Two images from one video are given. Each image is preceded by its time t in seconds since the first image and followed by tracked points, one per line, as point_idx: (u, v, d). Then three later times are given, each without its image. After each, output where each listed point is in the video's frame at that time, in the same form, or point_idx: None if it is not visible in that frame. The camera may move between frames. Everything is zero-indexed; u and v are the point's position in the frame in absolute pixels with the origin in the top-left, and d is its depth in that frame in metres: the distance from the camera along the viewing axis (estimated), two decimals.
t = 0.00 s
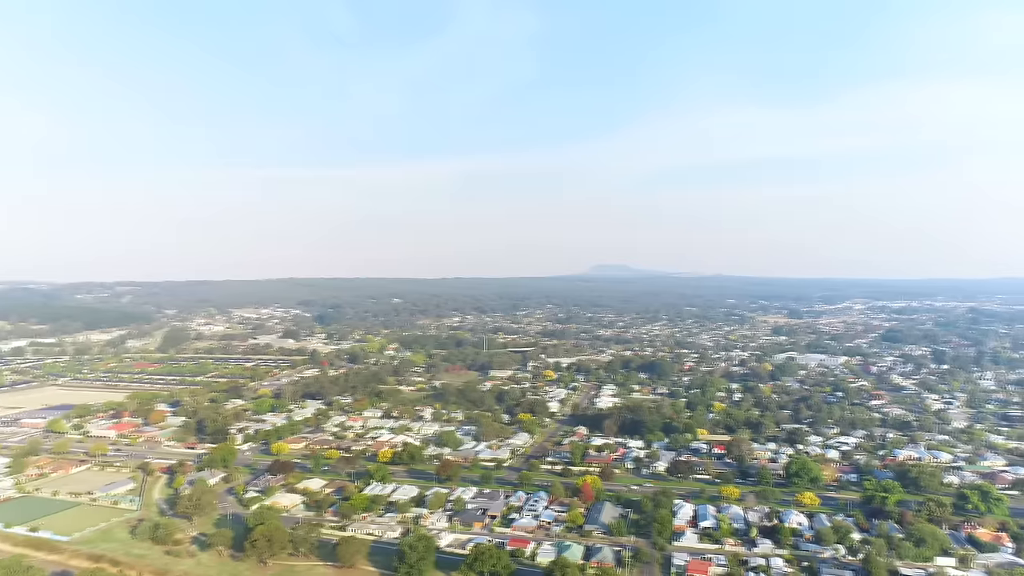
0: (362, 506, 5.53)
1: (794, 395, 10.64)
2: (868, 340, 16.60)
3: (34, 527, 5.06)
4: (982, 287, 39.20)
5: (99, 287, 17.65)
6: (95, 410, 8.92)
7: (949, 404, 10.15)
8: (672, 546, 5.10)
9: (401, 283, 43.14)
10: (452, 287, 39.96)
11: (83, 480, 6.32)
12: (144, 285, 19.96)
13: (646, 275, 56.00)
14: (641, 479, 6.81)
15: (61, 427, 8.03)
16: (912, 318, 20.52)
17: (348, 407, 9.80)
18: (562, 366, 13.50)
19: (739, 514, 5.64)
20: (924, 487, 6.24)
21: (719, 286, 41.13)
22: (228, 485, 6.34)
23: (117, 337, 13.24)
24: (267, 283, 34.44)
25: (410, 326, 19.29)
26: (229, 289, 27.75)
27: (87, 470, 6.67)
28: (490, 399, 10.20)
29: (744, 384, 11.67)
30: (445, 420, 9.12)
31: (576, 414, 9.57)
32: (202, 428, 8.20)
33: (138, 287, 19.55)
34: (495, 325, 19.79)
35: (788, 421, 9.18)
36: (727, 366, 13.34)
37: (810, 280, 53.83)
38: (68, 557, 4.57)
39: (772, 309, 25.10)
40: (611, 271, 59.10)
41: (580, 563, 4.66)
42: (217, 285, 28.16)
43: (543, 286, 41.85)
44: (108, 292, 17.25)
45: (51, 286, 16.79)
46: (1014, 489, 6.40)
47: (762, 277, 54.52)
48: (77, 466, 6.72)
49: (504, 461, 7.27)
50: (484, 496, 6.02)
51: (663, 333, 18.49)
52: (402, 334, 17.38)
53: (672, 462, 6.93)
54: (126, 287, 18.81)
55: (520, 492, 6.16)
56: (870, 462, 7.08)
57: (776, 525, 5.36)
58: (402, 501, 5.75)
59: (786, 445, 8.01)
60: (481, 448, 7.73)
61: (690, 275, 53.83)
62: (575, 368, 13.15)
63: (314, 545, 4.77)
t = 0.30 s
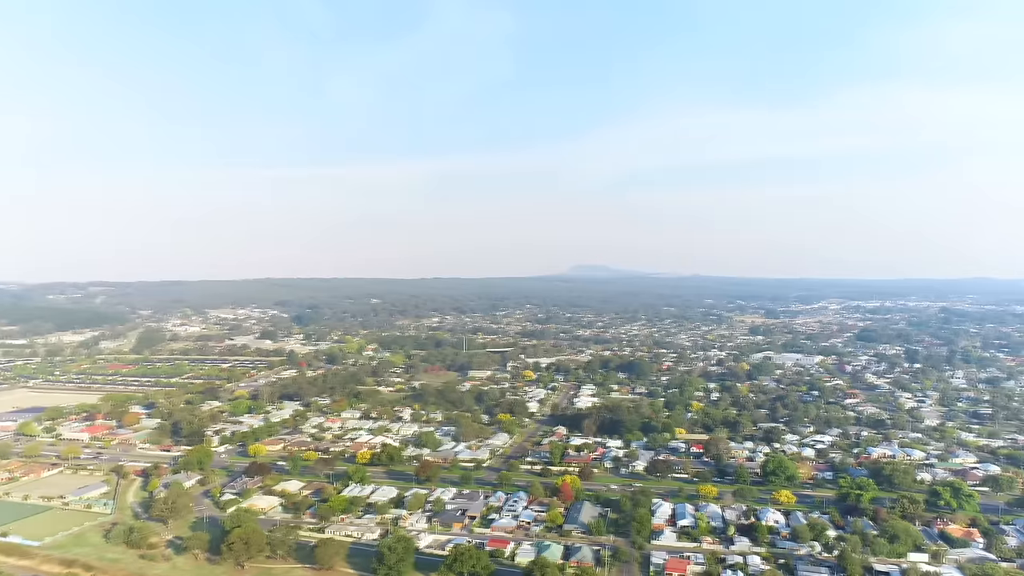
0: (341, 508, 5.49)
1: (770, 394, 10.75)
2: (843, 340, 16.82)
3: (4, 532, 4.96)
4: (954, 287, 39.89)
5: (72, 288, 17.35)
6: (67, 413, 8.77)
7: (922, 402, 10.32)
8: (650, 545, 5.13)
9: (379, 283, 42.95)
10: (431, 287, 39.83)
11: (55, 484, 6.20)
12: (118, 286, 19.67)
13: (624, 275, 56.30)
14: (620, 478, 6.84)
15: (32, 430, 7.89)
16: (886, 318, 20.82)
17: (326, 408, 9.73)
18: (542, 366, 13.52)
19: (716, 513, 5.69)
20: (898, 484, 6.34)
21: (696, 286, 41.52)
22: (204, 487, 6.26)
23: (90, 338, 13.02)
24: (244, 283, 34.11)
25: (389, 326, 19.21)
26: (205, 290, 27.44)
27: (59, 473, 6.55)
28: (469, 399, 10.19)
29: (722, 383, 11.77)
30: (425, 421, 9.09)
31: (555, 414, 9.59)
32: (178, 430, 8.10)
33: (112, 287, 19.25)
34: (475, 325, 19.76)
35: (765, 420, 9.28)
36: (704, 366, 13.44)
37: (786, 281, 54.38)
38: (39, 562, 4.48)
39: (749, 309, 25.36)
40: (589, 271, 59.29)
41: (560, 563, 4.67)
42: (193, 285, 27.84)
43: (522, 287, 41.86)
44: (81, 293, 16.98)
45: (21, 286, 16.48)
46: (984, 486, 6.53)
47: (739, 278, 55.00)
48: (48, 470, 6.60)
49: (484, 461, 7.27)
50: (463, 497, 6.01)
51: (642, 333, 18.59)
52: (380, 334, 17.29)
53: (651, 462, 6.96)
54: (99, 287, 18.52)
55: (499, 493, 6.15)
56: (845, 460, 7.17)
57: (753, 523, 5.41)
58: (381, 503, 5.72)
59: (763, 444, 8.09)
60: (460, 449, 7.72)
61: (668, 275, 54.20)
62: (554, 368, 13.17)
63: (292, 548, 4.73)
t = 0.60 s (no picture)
0: (318, 510, 5.45)
1: (746, 393, 10.86)
2: (818, 339, 17.04)
3: None
4: (925, 287, 40.61)
5: (42, 288, 17.01)
6: (37, 415, 8.61)
7: (894, 400, 10.48)
8: (628, 543, 5.16)
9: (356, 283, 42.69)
10: (409, 287, 39.71)
11: (25, 488, 6.09)
12: (90, 287, 19.33)
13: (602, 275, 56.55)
14: (598, 478, 6.86)
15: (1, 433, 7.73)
16: (859, 317, 21.12)
17: (303, 409, 9.65)
18: (520, 366, 13.54)
19: (693, 511, 5.73)
20: (871, 481, 6.45)
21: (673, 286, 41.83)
22: (178, 490, 6.19)
23: (61, 339, 12.82)
24: (220, 283, 33.73)
25: (367, 326, 19.09)
26: (180, 290, 27.07)
27: (28, 477, 6.43)
28: (448, 399, 10.16)
29: (699, 382, 11.86)
30: (403, 422, 9.06)
31: (534, 414, 9.60)
32: (152, 432, 7.98)
33: (83, 287, 18.92)
34: (453, 326, 19.71)
35: (741, 419, 9.37)
36: (682, 365, 13.53)
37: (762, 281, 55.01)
38: (8, 568, 4.40)
39: (725, 308, 25.60)
40: (568, 272, 59.47)
41: (538, 562, 4.67)
42: (168, 285, 27.46)
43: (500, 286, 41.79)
44: (52, 294, 16.67)
45: None
46: (954, 482, 6.64)
47: (716, 278, 55.48)
48: (18, 474, 6.47)
49: (462, 462, 7.25)
50: (442, 497, 6.00)
51: (620, 332, 18.68)
52: (358, 334, 17.18)
53: (628, 461, 6.99)
54: (70, 287, 18.19)
55: (478, 493, 6.15)
56: (820, 458, 7.27)
57: (729, 521, 5.46)
58: (359, 504, 5.69)
59: (740, 442, 8.17)
60: (439, 449, 7.70)
61: (645, 275, 54.51)
62: (533, 368, 13.18)
63: (268, 550, 4.69)
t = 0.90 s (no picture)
0: (293, 512, 5.39)
1: (721, 392, 10.96)
2: (791, 338, 17.25)
3: None
4: (894, 287, 41.53)
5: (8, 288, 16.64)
6: (4, 418, 8.42)
7: (866, 399, 10.65)
8: (605, 542, 5.18)
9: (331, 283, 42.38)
10: (385, 287, 39.54)
11: None
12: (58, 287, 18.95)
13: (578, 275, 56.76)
14: (575, 477, 6.88)
15: None
16: (831, 317, 21.43)
17: (277, 410, 9.55)
18: (497, 366, 13.48)
19: (669, 509, 5.77)
20: (843, 478, 6.54)
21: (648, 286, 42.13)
22: (150, 494, 6.09)
23: (28, 341, 12.58)
24: (192, 283, 33.30)
25: (343, 326, 18.94)
26: (151, 290, 26.65)
27: None
28: (424, 399, 10.12)
29: (675, 382, 11.95)
30: (379, 422, 9.00)
31: (511, 414, 9.60)
32: (123, 435, 7.85)
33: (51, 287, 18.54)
34: (430, 326, 19.64)
35: (716, 418, 9.45)
36: (657, 365, 13.61)
37: (736, 281, 55.64)
38: None
39: (700, 308, 25.83)
40: (543, 272, 59.64)
41: (515, 562, 4.67)
42: (138, 285, 27.03)
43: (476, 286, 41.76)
44: (19, 294, 16.32)
45: None
46: (923, 479, 6.76)
47: (691, 278, 56.07)
48: None
49: (439, 462, 7.22)
50: (418, 498, 5.97)
51: (596, 332, 18.74)
52: (333, 335, 17.05)
53: (605, 460, 7.01)
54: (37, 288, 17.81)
55: (454, 493, 6.13)
56: (793, 456, 7.35)
57: (704, 519, 5.50)
58: (335, 505, 5.64)
59: (715, 441, 8.24)
60: (415, 450, 7.66)
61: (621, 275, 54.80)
62: (510, 368, 13.17)
63: (242, 553, 4.63)
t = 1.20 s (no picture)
0: (273, 514, 5.35)
1: (701, 392, 11.04)
2: (770, 338, 17.42)
3: None
4: (870, 287, 42.21)
5: None
6: None
7: (843, 398, 10.78)
8: (586, 542, 5.19)
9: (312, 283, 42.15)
10: (365, 288, 39.45)
11: None
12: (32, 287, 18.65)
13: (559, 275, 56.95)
14: (556, 477, 6.90)
15: None
16: (809, 317, 21.67)
17: (257, 412, 9.47)
18: (478, 367, 13.41)
19: (650, 509, 5.80)
20: (821, 477, 6.61)
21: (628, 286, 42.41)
22: (127, 496, 6.01)
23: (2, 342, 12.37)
24: (171, 284, 32.97)
25: (324, 327, 18.84)
26: (128, 290, 26.34)
27: None
28: (405, 400, 10.09)
29: (655, 381, 12.02)
30: (359, 423, 8.96)
31: (492, 414, 9.60)
32: (99, 437, 7.74)
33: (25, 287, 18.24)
34: (411, 326, 19.58)
35: (696, 417, 9.51)
36: (638, 365, 13.68)
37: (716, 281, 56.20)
38: None
39: (681, 308, 26.02)
40: (525, 271, 59.79)
41: (497, 563, 4.67)
42: (115, 286, 26.70)
43: (457, 286, 41.81)
44: None
45: None
46: (899, 476, 6.86)
47: (670, 278, 56.53)
48: None
49: (420, 463, 7.21)
50: (400, 499, 5.95)
51: (577, 332, 18.80)
52: (313, 335, 16.95)
53: (586, 460, 7.04)
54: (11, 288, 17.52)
55: (436, 494, 6.12)
56: (772, 455, 7.42)
57: (685, 518, 5.54)
58: (315, 507, 5.61)
59: (695, 440, 8.30)
60: (396, 451, 7.63)
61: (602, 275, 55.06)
62: (491, 368, 13.17)
63: (221, 556, 4.58)
